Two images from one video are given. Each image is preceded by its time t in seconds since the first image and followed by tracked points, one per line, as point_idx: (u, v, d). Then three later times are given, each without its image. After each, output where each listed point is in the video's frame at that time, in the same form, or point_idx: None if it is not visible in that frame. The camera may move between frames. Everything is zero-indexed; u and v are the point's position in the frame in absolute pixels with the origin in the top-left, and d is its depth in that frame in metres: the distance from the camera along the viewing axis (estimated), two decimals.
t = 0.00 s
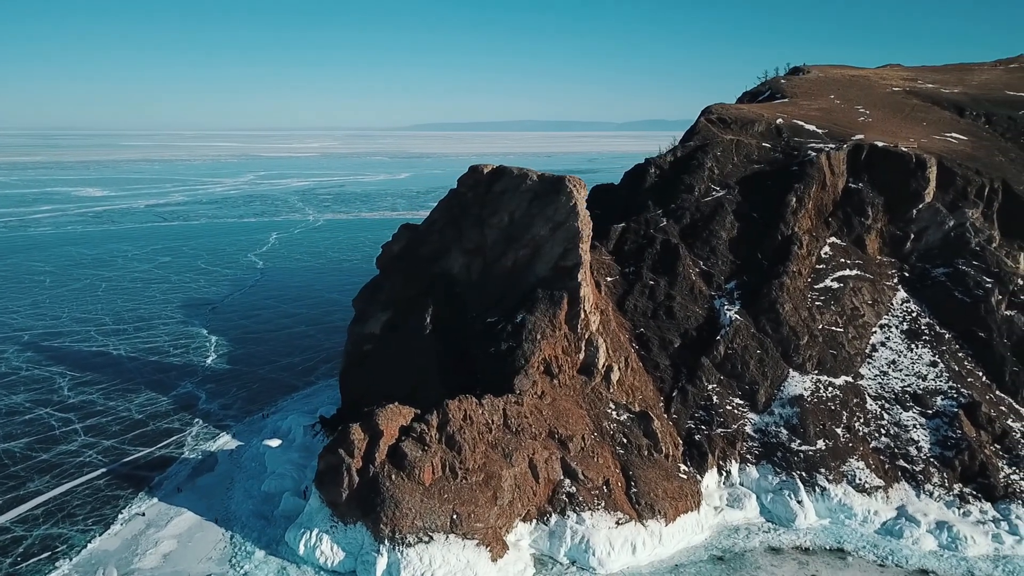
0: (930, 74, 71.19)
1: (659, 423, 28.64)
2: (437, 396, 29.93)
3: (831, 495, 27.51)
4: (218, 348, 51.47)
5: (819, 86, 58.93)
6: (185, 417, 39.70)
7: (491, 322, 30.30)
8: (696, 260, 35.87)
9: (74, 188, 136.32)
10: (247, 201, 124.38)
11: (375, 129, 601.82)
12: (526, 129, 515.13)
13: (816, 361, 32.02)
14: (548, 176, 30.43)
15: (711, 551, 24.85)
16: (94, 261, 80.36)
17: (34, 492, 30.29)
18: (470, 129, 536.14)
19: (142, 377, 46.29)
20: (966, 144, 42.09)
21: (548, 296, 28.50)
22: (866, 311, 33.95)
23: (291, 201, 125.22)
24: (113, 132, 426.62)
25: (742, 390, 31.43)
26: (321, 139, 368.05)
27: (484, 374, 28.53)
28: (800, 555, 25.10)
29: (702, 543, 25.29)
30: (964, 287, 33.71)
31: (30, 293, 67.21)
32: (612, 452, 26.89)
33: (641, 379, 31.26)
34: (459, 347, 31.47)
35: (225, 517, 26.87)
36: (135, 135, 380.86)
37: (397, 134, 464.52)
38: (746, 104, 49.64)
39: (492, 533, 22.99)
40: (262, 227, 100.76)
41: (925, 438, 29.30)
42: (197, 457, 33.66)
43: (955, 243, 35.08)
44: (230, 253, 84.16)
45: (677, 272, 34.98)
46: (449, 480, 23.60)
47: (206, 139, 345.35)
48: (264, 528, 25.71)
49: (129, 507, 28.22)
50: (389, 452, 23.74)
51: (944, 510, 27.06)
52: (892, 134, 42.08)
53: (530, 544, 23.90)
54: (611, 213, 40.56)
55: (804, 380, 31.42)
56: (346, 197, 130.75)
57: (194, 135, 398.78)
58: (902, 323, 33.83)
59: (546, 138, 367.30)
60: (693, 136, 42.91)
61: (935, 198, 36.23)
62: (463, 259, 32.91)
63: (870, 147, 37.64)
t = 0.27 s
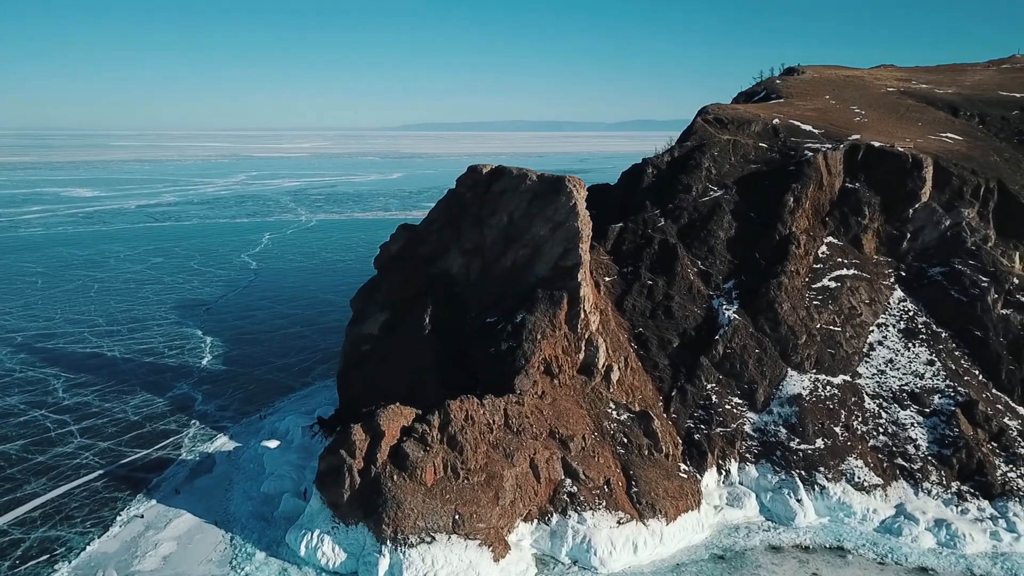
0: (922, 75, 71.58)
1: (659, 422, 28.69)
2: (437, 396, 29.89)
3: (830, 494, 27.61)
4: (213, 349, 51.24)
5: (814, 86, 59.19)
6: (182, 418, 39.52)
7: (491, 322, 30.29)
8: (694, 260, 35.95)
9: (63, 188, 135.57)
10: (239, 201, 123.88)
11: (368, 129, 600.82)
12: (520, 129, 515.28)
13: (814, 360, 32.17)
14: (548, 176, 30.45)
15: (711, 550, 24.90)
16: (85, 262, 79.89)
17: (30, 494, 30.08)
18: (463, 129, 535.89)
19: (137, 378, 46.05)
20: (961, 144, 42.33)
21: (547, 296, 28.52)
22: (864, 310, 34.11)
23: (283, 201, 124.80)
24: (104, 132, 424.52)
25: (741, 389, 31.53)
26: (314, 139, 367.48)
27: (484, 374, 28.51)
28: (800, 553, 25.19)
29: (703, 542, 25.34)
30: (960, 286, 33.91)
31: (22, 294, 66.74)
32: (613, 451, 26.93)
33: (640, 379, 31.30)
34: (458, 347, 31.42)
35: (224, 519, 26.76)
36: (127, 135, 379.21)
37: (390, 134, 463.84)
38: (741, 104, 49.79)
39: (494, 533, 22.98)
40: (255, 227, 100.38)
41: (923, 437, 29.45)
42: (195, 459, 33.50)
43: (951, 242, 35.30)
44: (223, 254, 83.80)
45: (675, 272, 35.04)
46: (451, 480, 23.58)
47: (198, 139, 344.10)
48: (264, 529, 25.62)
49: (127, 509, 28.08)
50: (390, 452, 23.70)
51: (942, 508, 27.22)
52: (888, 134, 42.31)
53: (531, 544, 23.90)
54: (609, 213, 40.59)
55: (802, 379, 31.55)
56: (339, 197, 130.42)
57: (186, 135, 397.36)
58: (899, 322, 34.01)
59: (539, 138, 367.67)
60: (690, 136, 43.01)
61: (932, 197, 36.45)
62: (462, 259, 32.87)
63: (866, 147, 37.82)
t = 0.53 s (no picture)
0: (915, 75, 71.89)
1: (659, 422, 28.72)
2: (437, 396, 29.84)
3: (830, 492, 27.70)
4: (209, 350, 51.05)
5: (810, 87, 59.37)
6: (179, 419, 39.34)
7: (491, 322, 30.26)
8: (692, 260, 36.02)
9: (54, 188, 134.91)
10: (232, 201, 123.34)
11: (363, 129, 599.86)
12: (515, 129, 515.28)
13: (813, 360, 32.29)
14: (547, 176, 30.46)
15: (712, 549, 24.94)
16: (78, 262, 79.46)
17: (28, 496, 29.92)
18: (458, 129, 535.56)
19: (133, 379, 45.84)
20: (957, 143, 42.51)
21: (547, 296, 28.53)
22: (862, 310, 34.24)
23: (276, 201, 124.34)
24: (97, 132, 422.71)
25: (740, 389, 31.60)
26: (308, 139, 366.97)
27: (484, 374, 28.49)
28: (800, 552, 25.25)
29: (704, 541, 25.37)
30: (957, 286, 34.07)
31: (15, 295, 66.33)
32: (614, 451, 26.95)
33: (640, 378, 31.33)
34: (458, 347, 31.39)
35: (224, 520, 26.67)
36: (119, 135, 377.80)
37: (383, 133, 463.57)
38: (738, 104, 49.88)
39: (496, 533, 22.97)
40: (249, 228, 100.00)
41: (921, 435, 29.58)
42: (194, 460, 33.38)
43: (948, 242, 35.48)
44: (218, 254, 83.48)
45: (674, 272, 35.10)
46: (453, 481, 23.56)
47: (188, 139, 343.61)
48: (264, 530, 25.55)
49: (126, 511, 27.96)
50: (392, 453, 23.68)
51: (941, 506, 27.34)
52: (885, 134, 42.48)
53: (532, 544, 23.91)
54: (607, 213, 40.62)
55: (801, 379, 31.65)
56: (332, 197, 130.07)
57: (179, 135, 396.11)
58: (897, 321, 34.15)
59: (534, 138, 367.86)
60: (688, 136, 43.09)
61: (929, 197, 36.60)
62: (461, 259, 32.84)
63: (864, 147, 37.97)
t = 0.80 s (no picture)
0: (907, 75, 72.22)
1: (659, 422, 28.77)
2: (437, 397, 29.79)
3: (829, 491, 27.80)
4: (205, 351, 50.83)
5: (806, 87, 59.57)
6: (176, 421, 39.17)
7: (490, 322, 30.24)
8: (691, 260, 36.10)
9: (44, 188, 134.19)
10: (224, 202, 122.90)
11: (356, 129, 598.68)
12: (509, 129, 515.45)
13: (812, 359, 32.43)
14: (546, 176, 30.47)
15: (713, 548, 24.98)
16: (70, 263, 78.97)
17: (25, 498, 29.72)
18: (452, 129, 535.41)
19: (129, 381, 45.61)
20: (952, 144, 42.73)
21: (547, 296, 28.53)
22: (859, 309, 34.37)
23: (268, 202, 124.04)
24: (88, 133, 421.19)
25: (740, 388, 31.70)
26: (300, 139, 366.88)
27: (484, 374, 28.48)
28: (801, 550, 25.33)
29: (705, 540, 25.40)
30: (954, 285, 34.24)
31: (7, 296, 65.85)
32: (614, 451, 26.98)
33: (639, 378, 31.38)
34: (457, 348, 31.35)
35: (224, 522, 26.56)
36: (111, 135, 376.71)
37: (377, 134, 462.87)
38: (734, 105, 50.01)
39: (498, 533, 22.96)
40: (241, 228, 99.69)
41: (919, 434, 29.72)
42: (191, 461, 33.23)
43: (944, 242, 35.66)
44: (211, 255, 83.14)
45: (672, 272, 35.16)
46: (455, 481, 23.54)
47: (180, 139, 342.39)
48: (265, 532, 25.46)
49: (125, 513, 27.81)
50: (393, 453, 23.66)
51: (939, 504, 27.48)
52: (881, 134, 42.67)
53: (534, 544, 23.89)
54: (605, 213, 40.65)
55: (800, 378, 31.77)
56: (325, 197, 129.71)
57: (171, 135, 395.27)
58: (894, 320, 34.31)
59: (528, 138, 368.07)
60: (685, 137, 43.17)
61: (925, 197, 36.78)
62: (460, 260, 32.81)
63: (860, 147, 38.15)
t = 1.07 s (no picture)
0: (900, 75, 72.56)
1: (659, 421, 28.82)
2: (437, 397, 29.75)
3: (829, 490, 27.91)
4: (200, 352, 50.60)
5: (801, 87, 59.79)
6: (173, 422, 38.98)
7: (490, 323, 30.22)
8: (689, 259, 36.18)
9: (33, 189, 133.52)
10: (216, 202, 122.51)
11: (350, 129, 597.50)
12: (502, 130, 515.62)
13: (810, 358, 32.57)
14: (546, 176, 30.48)
15: (714, 547, 25.02)
16: (62, 264, 78.48)
17: (22, 501, 29.53)
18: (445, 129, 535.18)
19: (124, 382, 45.38)
20: (947, 144, 42.96)
21: (547, 296, 28.54)
22: (857, 308, 34.52)
23: (261, 202, 123.66)
24: (79, 133, 419.81)
25: (739, 387, 31.80)
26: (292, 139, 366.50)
27: (484, 374, 28.46)
28: (801, 549, 25.41)
29: (706, 539, 25.45)
30: (950, 284, 34.42)
31: None
32: (615, 450, 27.02)
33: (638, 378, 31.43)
34: (457, 348, 31.32)
35: (224, 523, 26.45)
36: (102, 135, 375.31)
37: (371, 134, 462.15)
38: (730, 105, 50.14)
39: (500, 533, 22.94)
40: (234, 229, 99.35)
41: (917, 433, 29.87)
42: (190, 463, 33.09)
43: (941, 241, 35.85)
44: (204, 256, 82.78)
45: (671, 272, 35.22)
46: (457, 481, 23.52)
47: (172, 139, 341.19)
48: (265, 533, 25.38)
49: (123, 515, 27.66)
50: (395, 454, 23.65)
51: (938, 502, 27.63)
52: (877, 134, 42.86)
53: (535, 545, 23.88)
54: (603, 213, 40.69)
55: (798, 377, 31.90)
56: (318, 197, 129.39)
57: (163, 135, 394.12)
58: (891, 319, 34.47)
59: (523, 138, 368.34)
60: (682, 137, 43.25)
61: (922, 197, 36.96)
62: (460, 260, 32.78)
63: (857, 147, 38.32)
